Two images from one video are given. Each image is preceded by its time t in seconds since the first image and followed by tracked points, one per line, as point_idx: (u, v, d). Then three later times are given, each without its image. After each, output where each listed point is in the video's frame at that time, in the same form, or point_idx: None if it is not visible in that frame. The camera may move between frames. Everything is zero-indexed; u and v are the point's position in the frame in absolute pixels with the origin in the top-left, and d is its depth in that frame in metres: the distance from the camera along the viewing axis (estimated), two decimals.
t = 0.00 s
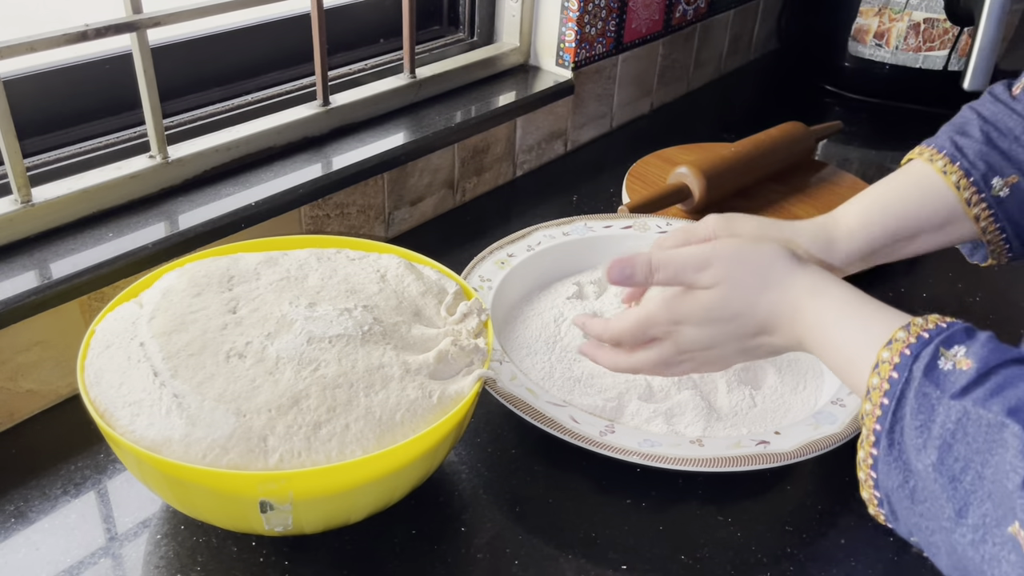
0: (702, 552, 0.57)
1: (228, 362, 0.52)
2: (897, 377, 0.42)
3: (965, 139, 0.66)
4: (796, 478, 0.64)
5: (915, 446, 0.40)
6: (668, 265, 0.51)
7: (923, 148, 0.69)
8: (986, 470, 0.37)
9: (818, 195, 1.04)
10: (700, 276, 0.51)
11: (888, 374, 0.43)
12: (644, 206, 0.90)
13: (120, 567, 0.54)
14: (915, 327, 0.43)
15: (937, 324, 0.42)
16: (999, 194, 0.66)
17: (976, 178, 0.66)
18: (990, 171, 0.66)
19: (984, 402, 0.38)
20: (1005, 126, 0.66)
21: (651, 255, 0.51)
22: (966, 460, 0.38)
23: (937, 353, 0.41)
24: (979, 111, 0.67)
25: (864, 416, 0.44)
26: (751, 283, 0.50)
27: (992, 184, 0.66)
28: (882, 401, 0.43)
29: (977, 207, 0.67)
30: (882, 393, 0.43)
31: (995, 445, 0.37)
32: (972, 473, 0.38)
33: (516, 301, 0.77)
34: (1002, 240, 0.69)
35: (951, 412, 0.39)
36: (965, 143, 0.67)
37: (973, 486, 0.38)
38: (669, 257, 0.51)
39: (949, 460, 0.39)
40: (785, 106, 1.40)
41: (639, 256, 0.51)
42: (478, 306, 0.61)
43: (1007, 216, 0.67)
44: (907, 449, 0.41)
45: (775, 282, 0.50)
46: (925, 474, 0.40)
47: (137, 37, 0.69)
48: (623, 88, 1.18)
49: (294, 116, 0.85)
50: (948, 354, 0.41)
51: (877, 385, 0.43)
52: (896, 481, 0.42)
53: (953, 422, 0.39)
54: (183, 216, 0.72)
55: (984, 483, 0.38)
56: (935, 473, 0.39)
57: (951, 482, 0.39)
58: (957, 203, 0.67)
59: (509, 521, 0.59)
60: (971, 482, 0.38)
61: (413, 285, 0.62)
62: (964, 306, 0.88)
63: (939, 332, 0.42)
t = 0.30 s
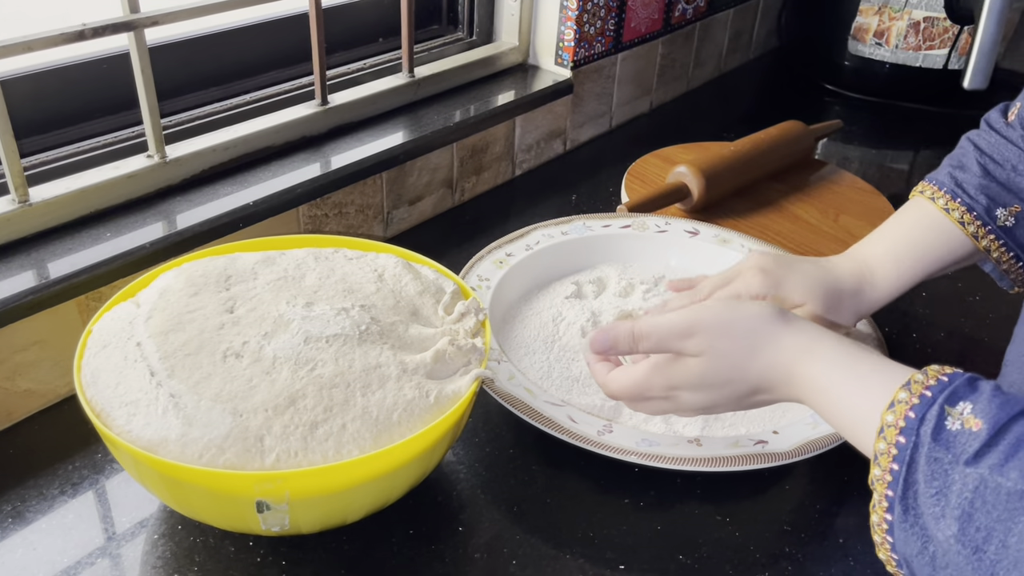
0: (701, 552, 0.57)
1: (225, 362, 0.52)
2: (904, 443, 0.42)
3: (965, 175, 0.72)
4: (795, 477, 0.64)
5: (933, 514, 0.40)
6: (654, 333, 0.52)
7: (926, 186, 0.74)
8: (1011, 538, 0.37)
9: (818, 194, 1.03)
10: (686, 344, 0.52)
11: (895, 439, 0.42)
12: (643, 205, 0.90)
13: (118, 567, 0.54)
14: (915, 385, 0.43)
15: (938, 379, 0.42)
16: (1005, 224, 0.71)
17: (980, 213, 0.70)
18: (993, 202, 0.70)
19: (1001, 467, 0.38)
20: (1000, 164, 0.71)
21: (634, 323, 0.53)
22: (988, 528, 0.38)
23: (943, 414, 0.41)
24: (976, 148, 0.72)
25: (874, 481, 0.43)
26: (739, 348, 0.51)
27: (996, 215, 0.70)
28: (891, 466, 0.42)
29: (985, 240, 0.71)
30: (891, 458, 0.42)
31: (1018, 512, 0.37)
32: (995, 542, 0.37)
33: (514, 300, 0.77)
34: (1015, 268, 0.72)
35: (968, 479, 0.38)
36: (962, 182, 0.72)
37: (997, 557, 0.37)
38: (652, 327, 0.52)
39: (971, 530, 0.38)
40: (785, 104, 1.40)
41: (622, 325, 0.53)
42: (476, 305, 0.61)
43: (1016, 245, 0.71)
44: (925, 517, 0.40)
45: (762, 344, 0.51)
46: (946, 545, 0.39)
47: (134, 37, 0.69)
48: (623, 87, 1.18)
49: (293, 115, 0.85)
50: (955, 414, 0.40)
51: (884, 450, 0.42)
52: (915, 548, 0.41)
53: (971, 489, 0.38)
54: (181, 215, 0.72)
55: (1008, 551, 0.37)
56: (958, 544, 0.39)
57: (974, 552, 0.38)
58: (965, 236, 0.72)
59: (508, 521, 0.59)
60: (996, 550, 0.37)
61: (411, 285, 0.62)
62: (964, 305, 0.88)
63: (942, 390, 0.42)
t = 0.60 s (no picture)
0: (702, 550, 0.57)
1: (226, 360, 0.52)
2: (892, 435, 0.42)
3: (901, 117, 0.64)
4: (796, 475, 0.64)
5: (923, 506, 0.40)
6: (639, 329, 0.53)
7: (864, 126, 0.65)
8: (1000, 529, 0.37)
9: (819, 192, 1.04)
10: (671, 338, 0.52)
11: (883, 431, 0.42)
12: (644, 202, 0.90)
13: (120, 565, 0.54)
14: (903, 377, 0.43)
15: (926, 370, 0.43)
16: (929, 170, 0.63)
17: (908, 154, 0.63)
18: (920, 148, 0.63)
19: (991, 458, 0.38)
20: (943, 103, 0.63)
21: (619, 319, 0.54)
22: (978, 519, 0.38)
23: (931, 405, 0.41)
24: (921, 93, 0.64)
25: (862, 474, 0.43)
26: (725, 344, 0.51)
27: (922, 160, 0.63)
28: (879, 458, 0.42)
29: (909, 184, 0.64)
30: (878, 450, 0.42)
31: (1007, 501, 0.37)
32: (985, 532, 0.37)
33: (515, 299, 0.77)
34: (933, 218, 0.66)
35: (958, 470, 0.39)
36: (899, 121, 0.64)
37: (987, 548, 0.37)
38: (636, 322, 0.53)
39: (961, 522, 0.38)
40: (786, 103, 1.40)
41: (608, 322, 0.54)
42: (477, 303, 0.62)
43: (941, 193, 0.64)
44: (914, 510, 0.40)
45: (748, 339, 0.51)
46: (936, 536, 0.39)
47: (135, 36, 0.69)
48: (623, 86, 1.18)
49: (294, 114, 0.85)
50: (943, 405, 0.41)
51: (872, 442, 0.42)
52: (903, 541, 0.41)
53: (961, 480, 0.38)
54: (182, 214, 0.72)
55: (998, 542, 0.37)
56: (947, 535, 0.39)
57: (964, 544, 0.38)
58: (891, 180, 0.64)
59: (508, 519, 0.59)
60: (985, 541, 0.37)
61: (412, 283, 0.62)
62: (965, 303, 0.88)
63: (929, 381, 0.42)
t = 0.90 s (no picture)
0: (702, 547, 0.57)
1: (227, 358, 0.52)
2: (891, 440, 0.42)
3: (916, 112, 0.65)
4: (796, 473, 0.64)
5: (925, 511, 0.40)
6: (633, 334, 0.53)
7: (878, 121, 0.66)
8: (1003, 531, 0.37)
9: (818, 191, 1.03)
10: (666, 346, 0.52)
11: (882, 437, 0.42)
12: (644, 202, 0.90)
13: (121, 563, 0.55)
14: (900, 381, 0.43)
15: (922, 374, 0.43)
16: (948, 162, 0.64)
17: (925, 146, 0.63)
18: (938, 140, 0.64)
19: (992, 461, 0.38)
20: (956, 99, 0.65)
21: (615, 326, 0.54)
22: (980, 523, 0.38)
23: (930, 409, 0.41)
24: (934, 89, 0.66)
25: (862, 480, 0.43)
26: (721, 350, 0.51)
27: (941, 152, 0.64)
28: (878, 464, 0.42)
29: (927, 177, 0.64)
30: (878, 456, 0.42)
31: (1010, 503, 0.37)
32: (988, 535, 0.37)
33: (516, 297, 0.77)
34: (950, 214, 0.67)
35: (959, 473, 0.39)
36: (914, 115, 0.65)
37: (990, 551, 0.37)
38: (631, 329, 0.53)
39: (964, 525, 0.38)
40: (786, 102, 1.40)
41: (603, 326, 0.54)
42: (477, 301, 0.62)
43: (957, 186, 0.65)
44: (916, 514, 0.40)
45: (744, 345, 0.51)
46: (939, 540, 0.39)
47: (136, 35, 0.69)
48: (623, 85, 1.18)
49: (294, 112, 0.85)
50: (941, 409, 0.41)
51: (871, 448, 0.43)
52: (906, 546, 0.41)
53: (962, 484, 0.38)
54: (183, 213, 0.72)
55: (1002, 544, 0.37)
56: (951, 539, 0.39)
57: (968, 548, 0.38)
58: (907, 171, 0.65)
59: (509, 516, 0.59)
60: (988, 544, 0.37)
61: (413, 281, 0.62)
62: (965, 302, 0.88)
63: (927, 386, 0.42)
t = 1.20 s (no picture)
0: (702, 545, 0.57)
1: (227, 356, 0.52)
2: (868, 451, 0.42)
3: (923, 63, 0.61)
4: (796, 471, 0.64)
5: (903, 516, 0.40)
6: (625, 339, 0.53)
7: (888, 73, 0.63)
8: (978, 530, 0.37)
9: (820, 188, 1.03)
10: (664, 359, 0.53)
11: (860, 448, 0.42)
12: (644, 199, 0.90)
13: (121, 561, 0.55)
14: (873, 395, 0.43)
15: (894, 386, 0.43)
16: (947, 116, 0.59)
17: (924, 95, 0.59)
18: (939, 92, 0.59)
19: (961, 462, 0.38)
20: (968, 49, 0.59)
21: (617, 328, 0.54)
22: (955, 524, 0.38)
23: (901, 419, 0.41)
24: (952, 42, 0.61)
25: (844, 492, 0.43)
26: (713, 370, 0.52)
27: (939, 104, 0.59)
28: (859, 475, 0.42)
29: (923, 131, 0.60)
30: (857, 467, 0.42)
31: (981, 502, 0.37)
32: (963, 536, 0.37)
33: (516, 295, 0.77)
34: (951, 175, 0.62)
35: (931, 477, 0.38)
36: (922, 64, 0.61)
37: (967, 551, 0.37)
38: (633, 338, 0.53)
39: (939, 527, 0.38)
40: (787, 100, 1.40)
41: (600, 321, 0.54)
42: (478, 299, 0.62)
43: (957, 147, 0.60)
44: (895, 521, 0.40)
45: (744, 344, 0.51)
46: (919, 545, 0.39)
47: (136, 33, 0.69)
48: (624, 83, 1.18)
49: (294, 111, 0.85)
50: (912, 417, 0.41)
51: (850, 460, 0.43)
52: (891, 553, 0.41)
53: (935, 487, 0.38)
54: (183, 211, 0.72)
55: (978, 544, 0.37)
56: (929, 542, 0.38)
57: (945, 548, 0.38)
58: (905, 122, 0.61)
59: (509, 515, 0.59)
60: (965, 544, 0.37)
61: (413, 279, 0.62)
62: (966, 300, 0.87)
63: (898, 396, 0.42)
